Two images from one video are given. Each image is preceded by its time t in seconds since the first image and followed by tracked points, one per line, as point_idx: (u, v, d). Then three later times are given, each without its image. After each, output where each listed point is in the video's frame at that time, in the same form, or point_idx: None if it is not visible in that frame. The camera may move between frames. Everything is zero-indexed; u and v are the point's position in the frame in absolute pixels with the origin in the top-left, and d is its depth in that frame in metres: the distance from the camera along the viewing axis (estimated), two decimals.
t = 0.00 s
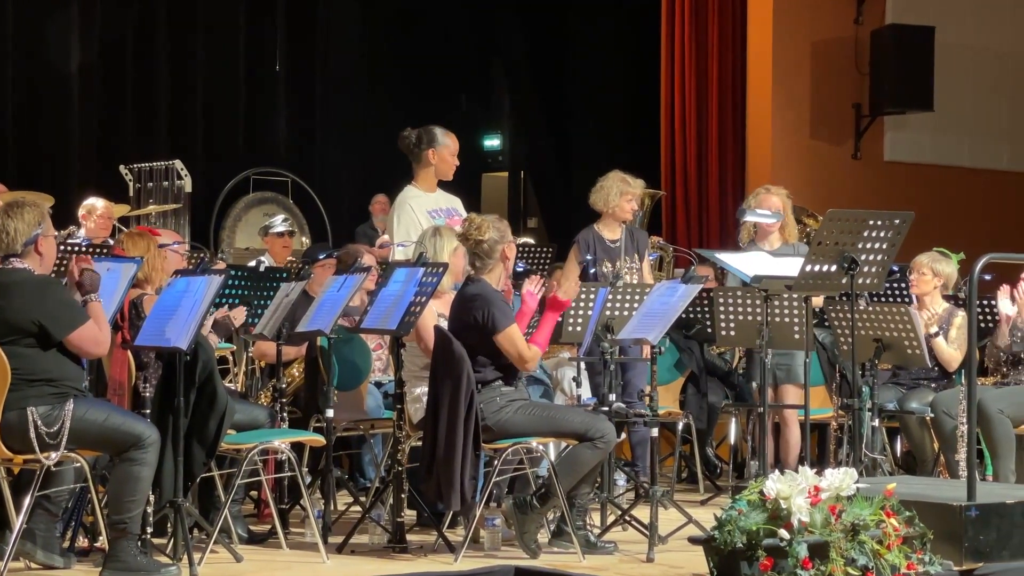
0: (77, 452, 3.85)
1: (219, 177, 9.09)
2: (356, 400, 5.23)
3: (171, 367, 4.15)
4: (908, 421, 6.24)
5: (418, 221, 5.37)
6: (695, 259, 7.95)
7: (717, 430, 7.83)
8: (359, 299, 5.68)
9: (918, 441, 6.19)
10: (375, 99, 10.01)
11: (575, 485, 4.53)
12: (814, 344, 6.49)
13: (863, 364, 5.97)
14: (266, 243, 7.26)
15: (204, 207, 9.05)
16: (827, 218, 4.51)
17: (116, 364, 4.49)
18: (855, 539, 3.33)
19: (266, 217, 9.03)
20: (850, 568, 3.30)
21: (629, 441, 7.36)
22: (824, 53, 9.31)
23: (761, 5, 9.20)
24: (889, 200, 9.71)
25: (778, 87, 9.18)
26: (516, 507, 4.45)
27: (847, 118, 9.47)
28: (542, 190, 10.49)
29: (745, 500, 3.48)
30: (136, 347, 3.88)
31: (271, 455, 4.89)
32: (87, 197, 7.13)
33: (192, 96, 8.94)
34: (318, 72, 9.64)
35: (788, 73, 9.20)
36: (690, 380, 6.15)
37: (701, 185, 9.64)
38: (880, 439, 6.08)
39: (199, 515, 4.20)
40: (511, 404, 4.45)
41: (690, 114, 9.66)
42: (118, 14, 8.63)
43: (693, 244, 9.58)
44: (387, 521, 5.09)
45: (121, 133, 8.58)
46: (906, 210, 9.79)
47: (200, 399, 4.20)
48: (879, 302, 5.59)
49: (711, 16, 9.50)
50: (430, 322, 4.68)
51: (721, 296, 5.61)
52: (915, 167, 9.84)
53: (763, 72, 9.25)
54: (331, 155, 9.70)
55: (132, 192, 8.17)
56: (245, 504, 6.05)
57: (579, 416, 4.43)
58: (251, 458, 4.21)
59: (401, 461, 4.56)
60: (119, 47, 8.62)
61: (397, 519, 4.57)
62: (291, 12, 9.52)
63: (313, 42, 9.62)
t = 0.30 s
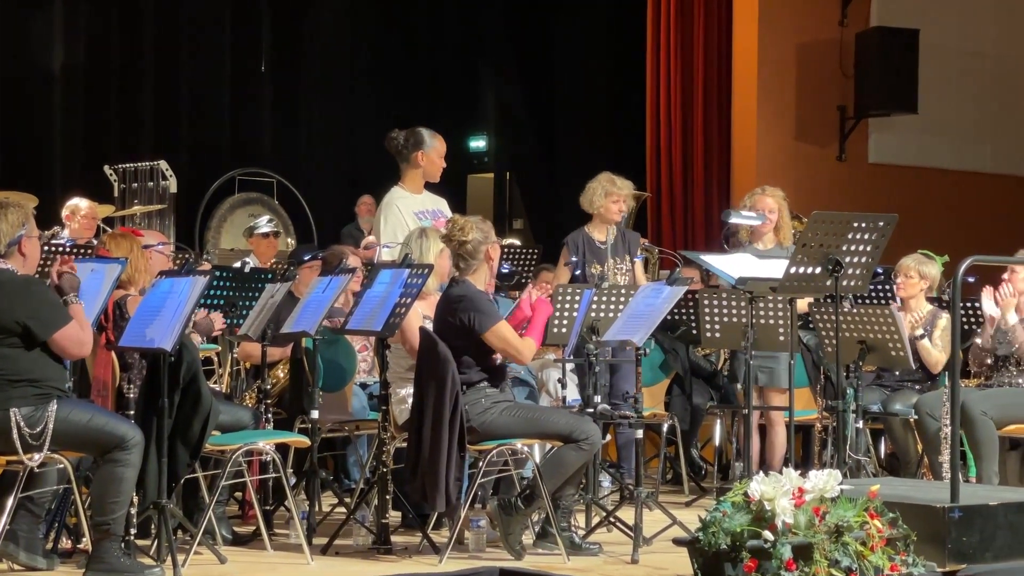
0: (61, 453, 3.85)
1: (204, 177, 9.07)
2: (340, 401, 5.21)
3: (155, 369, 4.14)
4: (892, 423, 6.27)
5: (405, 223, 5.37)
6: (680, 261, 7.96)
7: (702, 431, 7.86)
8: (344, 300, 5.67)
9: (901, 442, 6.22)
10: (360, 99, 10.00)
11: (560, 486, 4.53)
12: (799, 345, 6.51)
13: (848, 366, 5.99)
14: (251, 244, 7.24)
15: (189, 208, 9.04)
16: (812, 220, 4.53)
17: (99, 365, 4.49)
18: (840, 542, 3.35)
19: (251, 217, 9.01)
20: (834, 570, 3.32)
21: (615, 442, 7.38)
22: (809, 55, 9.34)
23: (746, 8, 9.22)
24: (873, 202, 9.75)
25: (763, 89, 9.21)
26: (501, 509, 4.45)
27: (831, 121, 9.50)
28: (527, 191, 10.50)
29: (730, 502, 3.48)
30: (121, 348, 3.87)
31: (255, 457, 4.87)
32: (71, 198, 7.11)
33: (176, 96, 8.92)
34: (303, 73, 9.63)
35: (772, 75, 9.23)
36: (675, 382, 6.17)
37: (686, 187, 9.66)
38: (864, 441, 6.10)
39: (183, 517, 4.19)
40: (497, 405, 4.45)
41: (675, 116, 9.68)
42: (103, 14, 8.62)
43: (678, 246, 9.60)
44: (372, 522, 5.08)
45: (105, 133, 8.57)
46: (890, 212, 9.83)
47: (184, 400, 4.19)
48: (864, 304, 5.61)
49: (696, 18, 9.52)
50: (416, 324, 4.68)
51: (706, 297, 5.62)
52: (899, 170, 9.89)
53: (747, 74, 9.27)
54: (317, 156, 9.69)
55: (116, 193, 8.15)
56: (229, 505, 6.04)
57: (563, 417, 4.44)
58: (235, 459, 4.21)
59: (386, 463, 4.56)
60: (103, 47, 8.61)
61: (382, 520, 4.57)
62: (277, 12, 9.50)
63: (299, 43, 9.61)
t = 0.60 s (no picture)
0: (39, 455, 3.83)
1: (185, 178, 9.04)
2: (320, 403, 5.18)
3: (135, 371, 4.13)
4: (872, 426, 6.29)
5: (387, 223, 5.36)
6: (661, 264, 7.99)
7: (683, 435, 7.88)
8: (325, 302, 5.67)
9: (882, 446, 6.24)
10: (343, 100, 10.00)
11: (541, 489, 4.52)
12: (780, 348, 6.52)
13: (828, 369, 6.01)
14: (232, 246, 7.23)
15: (170, 209, 9.01)
16: (792, 224, 4.56)
17: (79, 365, 4.46)
18: (818, 543, 3.30)
19: (233, 219, 8.99)
20: (813, 572, 3.26)
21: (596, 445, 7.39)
22: (790, 58, 9.39)
23: (728, 11, 9.25)
24: (854, 205, 9.79)
25: (745, 93, 9.23)
26: (481, 512, 4.46)
27: (813, 124, 9.54)
28: (509, 194, 10.51)
29: (710, 505, 3.44)
30: (100, 350, 3.86)
31: (235, 459, 4.85)
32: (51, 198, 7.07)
33: (158, 96, 8.90)
34: (286, 73, 9.62)
35: (754, 79, 9.26)
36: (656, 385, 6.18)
37: (668, 190, 9.68)
38: (844, 444, 6.13)
39: (163, 519, 4.18)
40: (477, 408, 4.46)
41: (657, 118, 9.70)
42: (84, 14, 8.60)
43: (661, 248, 9.61)
44: (352, 525, 5.07)
45: (86, 134, 8.54)
46: (871, 215, 9.88)
47: (164, 401, 4.17)
48: (844, 307, 5.64)
49: (678, 21, 9.54)
50: (397, 326, 4.68)
51: (686, 299, 5.63)
52: (880, 173, 9.95)
53: (729, 77, 9.30)
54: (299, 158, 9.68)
55: (96, 194, 8.12)
56: (210, 508, 6.02)
57: (544, 420, 4.44)
58: (215, 462, 4.19)
59: (367, 465, 4.56)
60: (84, 47, 8.58)
61: (362, 523, 4.57)
62: (259, 12, 9.49)
63: (281, 43, 9.60)
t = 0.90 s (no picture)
0: (19, 457, 3.82)
1: (168, 180, 9.02)
2: (303, 404, 5.18)
3: (116, 372, 4.12)
4: (854, 428, 6.32)
5: (369, 223, 5.35)
6: (643, 266, 8.02)
7: (665, 436, 7.90)
8: (307, 304, 5.67)
9: (863, 447, 6.27)
10: (326, 101, 9.98)
11: (523, 491, 4.52)
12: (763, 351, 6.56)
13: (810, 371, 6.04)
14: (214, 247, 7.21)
15: (152, 210, 8.99)
16: (775, 226, 4.58)
17: (59, 368, 4.44)
18: (800, 546, 3.31)
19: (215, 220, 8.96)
20: (794, 574, 3.27)
21: (578, 447, 7.41)
22: (773, 61, 9.42)
23: (711, 14, 9.27)
24: (836, 208, 9.83)
25: (728, 95, 9.26)
26: (463, 513, 4.46)
27: (796, 126, 9.57)
28: (492, 196, 10.52)
29: (692, 506, 3.43)
30: (80, 352, 3.85)
31: (217, 461, 4.83)
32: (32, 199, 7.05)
33: (141, 97, 8.88)
34: (269, 74, 9.60)
35: (737, 81, 9.29)
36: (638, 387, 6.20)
37: (651, 192, 9.70)
38: (826, 446, 6.16)
39: (144, 521, 4.17)
40: (460, 409, 4.46)
41: (640, 121, 9.72)
42: (65, 14, 8.57)
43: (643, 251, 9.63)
44: (334, 527, 5.06)
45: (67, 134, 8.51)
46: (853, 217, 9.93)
47: (145, 403, 4.17)
48: (825, 310, 5.67)
49: (661, 23, 9.56)
50: (379, 328, 4.68)
51: (669, 301, 5.65)
52: (862, 176, 9.99)
53: (712, 80, 9.32)
54: (282, 159, 9.67)
55: (78, 195, 8.10)
56: (191, 509, 6.01)
57: (526, 421, 4.44)
58: (196, 463, 4.18)
59: (348, 467, 4.56)
60: (66, 48, 8.56)
61: (343, 525, 4.56)
62: (242, 13, 9.47)
63: (264, 44, 9.58)
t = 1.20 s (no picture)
0: None
1: (149, 181, 9.00)
2: (285, 407, 5.17)
3: (96, 374, 4.10)
4: (835, 430, 6.36)
5: (351, 225, 5.35)
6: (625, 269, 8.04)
7: (647, 439, 7.92)
8: (288, 305, 5.65)
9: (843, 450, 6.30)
10: (309, 103, 9.98)
11: (504, 494, 4.53)
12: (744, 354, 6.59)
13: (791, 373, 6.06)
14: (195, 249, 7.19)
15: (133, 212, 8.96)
16: (757, 229, 4.59)
17: (39, 371, 4.41)
18: (780, 548, 3.30)
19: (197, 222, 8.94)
20: None
21: (561, 450, 7.42)
22: (756, 63, 9.45)
23: (694, 16, 9.30)
24: (817, 212, 9.87)
25: (710, 97, 9.28)
26: (445, 516, 4.47)
27: (778, 129, 9.61)
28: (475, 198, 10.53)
29: (673, 509, 3.46)
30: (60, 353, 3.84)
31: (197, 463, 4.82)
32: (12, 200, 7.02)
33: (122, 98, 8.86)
34: (252, 74, 9.58)
35: (720, 83, 9.31)
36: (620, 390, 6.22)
37: (634, 195, 9.71)
38: (807, 448, 6.19)
39: (125, 523, 4.16)
40: (441, 411, 4.46)
41: (623, 123, 9.74)
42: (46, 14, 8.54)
43: (626, 253, 9.65)
44: (315, 529, 5.06)
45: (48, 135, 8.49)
46: (834, 220, 9.97)
47: (125, 406, 4.15)
48: (807, 312, 5.69)
49: (644, 25, 9.58)
50: (361, 330, 4.68)
51: (651, 304, 5.66)
52: (843, 180, 10.04)
53: (695, 82, 9.35)
54: (264, 160, 9.65)
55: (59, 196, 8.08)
56: (171, 512, 5.99)
57: (507, 423, 4.44)
58: (177, 466, 4.17)
59: (330, 469, 4.55)
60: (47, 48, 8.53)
61: (325, 527, 4.56)
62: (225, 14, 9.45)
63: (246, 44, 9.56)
